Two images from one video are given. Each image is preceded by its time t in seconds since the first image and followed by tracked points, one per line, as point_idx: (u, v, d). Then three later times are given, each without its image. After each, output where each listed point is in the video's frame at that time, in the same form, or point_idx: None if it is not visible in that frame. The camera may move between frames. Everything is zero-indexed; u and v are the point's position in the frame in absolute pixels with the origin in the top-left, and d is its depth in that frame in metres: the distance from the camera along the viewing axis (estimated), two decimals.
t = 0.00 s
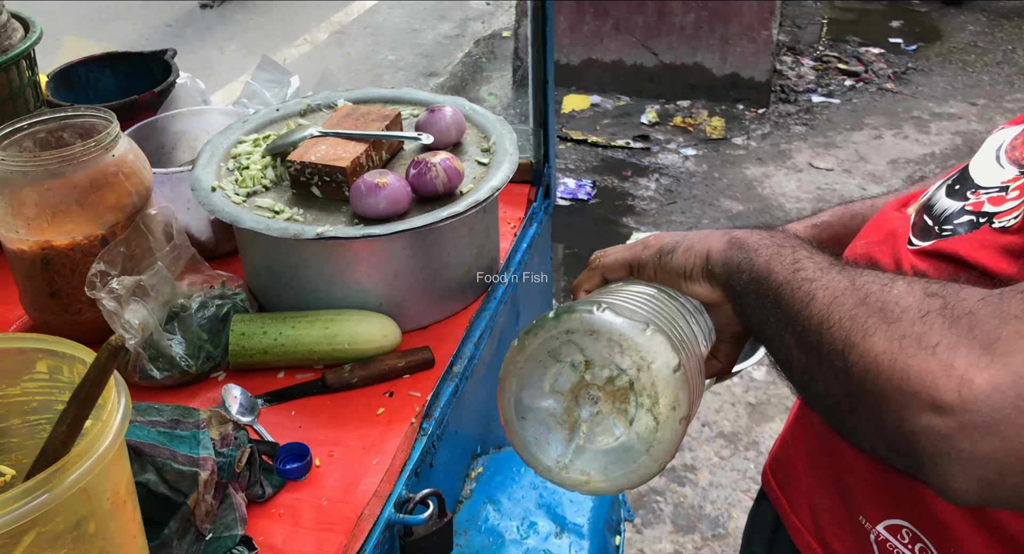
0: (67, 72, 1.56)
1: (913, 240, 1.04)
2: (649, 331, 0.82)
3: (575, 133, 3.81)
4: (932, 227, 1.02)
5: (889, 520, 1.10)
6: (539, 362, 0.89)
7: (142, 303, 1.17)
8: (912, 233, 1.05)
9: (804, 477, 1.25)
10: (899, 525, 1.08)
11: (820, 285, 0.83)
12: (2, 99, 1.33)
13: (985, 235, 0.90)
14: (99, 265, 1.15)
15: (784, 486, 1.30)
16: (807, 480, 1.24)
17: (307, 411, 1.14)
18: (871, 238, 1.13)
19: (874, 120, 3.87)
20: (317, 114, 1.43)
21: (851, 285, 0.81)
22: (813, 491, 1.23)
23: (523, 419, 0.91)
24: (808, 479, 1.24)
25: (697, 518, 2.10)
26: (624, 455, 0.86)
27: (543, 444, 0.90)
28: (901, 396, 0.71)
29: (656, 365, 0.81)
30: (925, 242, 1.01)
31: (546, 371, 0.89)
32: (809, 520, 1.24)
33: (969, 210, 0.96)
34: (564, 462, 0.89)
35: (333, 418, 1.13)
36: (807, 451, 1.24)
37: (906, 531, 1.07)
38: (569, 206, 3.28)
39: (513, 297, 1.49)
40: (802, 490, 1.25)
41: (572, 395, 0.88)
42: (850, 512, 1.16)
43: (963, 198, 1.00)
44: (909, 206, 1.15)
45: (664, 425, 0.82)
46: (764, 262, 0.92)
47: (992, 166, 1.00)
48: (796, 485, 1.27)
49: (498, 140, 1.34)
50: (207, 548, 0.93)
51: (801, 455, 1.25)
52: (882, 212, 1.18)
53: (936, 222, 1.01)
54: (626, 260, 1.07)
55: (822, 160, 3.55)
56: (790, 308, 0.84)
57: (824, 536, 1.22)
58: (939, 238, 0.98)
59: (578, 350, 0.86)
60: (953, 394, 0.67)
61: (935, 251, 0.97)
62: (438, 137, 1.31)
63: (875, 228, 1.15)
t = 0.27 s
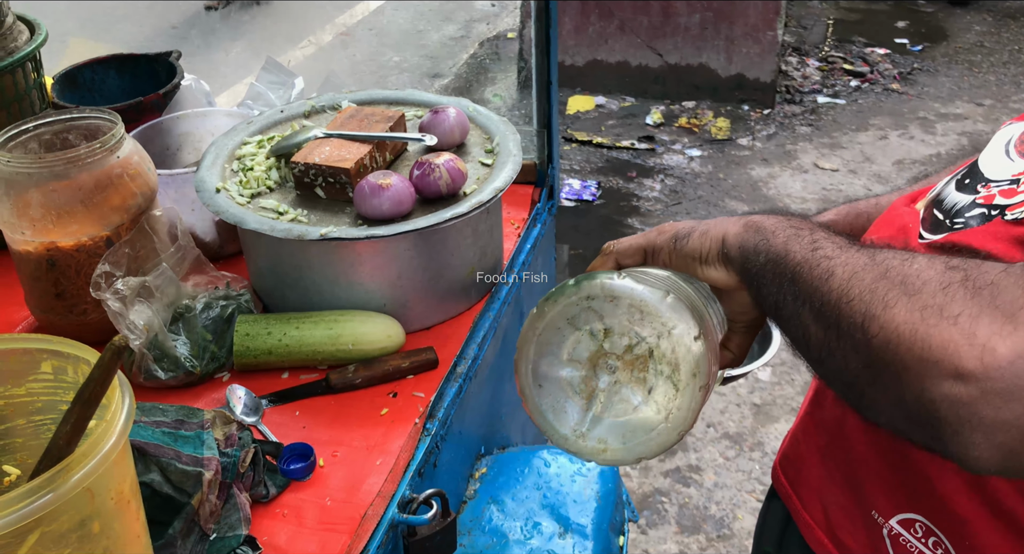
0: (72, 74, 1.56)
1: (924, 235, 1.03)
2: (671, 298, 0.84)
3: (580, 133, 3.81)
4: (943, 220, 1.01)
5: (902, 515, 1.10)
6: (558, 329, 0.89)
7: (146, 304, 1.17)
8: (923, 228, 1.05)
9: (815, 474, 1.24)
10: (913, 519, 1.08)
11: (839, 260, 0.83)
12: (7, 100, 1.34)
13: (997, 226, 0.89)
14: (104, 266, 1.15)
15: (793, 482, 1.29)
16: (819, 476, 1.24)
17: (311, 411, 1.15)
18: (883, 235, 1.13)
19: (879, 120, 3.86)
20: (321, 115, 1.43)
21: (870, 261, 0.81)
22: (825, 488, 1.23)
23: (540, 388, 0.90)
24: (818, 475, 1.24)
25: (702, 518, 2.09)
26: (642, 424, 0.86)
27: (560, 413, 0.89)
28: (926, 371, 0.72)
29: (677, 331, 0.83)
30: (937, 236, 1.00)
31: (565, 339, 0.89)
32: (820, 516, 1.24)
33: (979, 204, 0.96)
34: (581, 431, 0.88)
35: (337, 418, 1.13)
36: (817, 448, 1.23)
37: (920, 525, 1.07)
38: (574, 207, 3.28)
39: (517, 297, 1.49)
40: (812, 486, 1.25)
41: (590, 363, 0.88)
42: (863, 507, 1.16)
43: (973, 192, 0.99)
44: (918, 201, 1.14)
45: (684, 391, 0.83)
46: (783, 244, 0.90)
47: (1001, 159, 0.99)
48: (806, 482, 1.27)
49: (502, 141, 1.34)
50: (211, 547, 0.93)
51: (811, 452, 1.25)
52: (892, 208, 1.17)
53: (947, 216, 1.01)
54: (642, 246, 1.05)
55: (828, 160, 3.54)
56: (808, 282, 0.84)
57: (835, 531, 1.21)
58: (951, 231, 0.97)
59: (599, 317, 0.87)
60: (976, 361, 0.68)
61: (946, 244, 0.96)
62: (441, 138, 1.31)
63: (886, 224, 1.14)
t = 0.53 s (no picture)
0: (80, 79, 1.58)
1: (937, 231, 1.03)
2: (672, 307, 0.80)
3: (586, 136, 3.81)
4: (955, 216, 1.01)
5: (918, 510, 1.09)
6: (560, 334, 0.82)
7: (154, 307, 1.18)
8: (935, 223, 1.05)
9: (828, 470, 1.24)
10: (929, 513, 1.07)
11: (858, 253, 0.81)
12: (17, 105, 1.35)
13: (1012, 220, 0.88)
14: (112, 269, 1.16)
15: (807, 478, 1.29)
16: (833, 473, 1.24)
17: (318, 413, 1.15)
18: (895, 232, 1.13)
19: (886, 122, 3.85)
20: (327, 119, 1.44)
21: (887, 252, 0.80)
22: (839, 485, 1.23)
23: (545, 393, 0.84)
24: (832, 471, 1.24)
25: (708, 521, 2.09)
26: (647, 429, 0.80)
27: (564, 417, 0.84)
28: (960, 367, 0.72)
29: (679, 339, 0.77)
30: (950, 232, 1.00)
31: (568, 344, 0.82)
32: (836, 512, 1.24)
33: (990, 198, 0.95)
34: (585, 435, 0.83)
35: (343, 421, 1.13)
36: (830, 445, 1.23)
37: (936, 519, 1.07)
38: (579, 209, 3.28)
39: (523, 300, 1.50)
40: (827, 483, 1.25)
41: (594, 369, 0.81)
42: (878, 503, 1.16)
43: (984, 187, 0.98)
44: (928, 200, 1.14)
45: (686, 399, 0.78)
46: (796, 243, 0.86)
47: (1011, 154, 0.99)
48: (820, 478, 1.26)
49: (507, 144, 1.35)
50: (219, 549, 0.94)
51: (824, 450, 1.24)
52: (904, 206, 1.17)
53: (959, 212, 1.00)
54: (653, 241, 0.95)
55: (834, 162, 3.54)
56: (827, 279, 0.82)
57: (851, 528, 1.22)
58: (963, 227, 0.96)
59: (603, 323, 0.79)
60: (1003, 352, 0.69)
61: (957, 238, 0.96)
62: (447, 142, 1.32)
63: (898, 222, 1.14)
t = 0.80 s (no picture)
0: (86, 84, 1.58)
1: (946, 238, 0.99)
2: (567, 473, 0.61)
3: (592, 138, 3.80)
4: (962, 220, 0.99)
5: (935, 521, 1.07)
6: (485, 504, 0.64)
7: (161, 312, 1.18)
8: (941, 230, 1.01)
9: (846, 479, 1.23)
10: (946, 524, 1.05)
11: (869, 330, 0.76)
12: (24, 111, 1.36)
13: None
14: (119, 274, 1.16)
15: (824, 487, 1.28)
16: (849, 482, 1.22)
17: (325, 418, 1.15)
18: (905, 239, 1.07)
19: (893, 123, 3.84)
20: (334, 123, 1.44)
21: (912, 347, 0.73)
22: (856, 493, 1.21)
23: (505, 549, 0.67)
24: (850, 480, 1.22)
25: (716, 524, 2.08)
26: None
27: None
28: (1001, 417, 0.68)
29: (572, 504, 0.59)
30: (959, 237, 0.97)
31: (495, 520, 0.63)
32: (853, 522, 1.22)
33: (999, 202, 0.94)
34: None
35: (350, 425, 1.13)
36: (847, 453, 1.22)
37: (953, 530, 1.04)
38: (586, 212, 3.27)
39: (530, 304, 1.49)
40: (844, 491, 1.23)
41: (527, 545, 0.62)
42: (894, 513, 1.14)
43: (991, 189, 0.97)
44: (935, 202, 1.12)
45: None
46: (804, 314, 0.80)
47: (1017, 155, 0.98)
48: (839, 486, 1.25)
49: (513, 147, 1.34)
50: None
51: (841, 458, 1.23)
52: (914, 211, 1.12)
53: (965, 215, 0.99)
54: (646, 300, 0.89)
55: (841, 164, 3.52)
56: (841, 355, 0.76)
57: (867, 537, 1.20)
58: (972, 231, 0.95)
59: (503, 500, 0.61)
60: None
61: (969, 247, 0.93)
62: (453, 145, 1.32)
63: (907, 227, 1.08)
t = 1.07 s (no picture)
0: (94, 88, 1.59)
1: (902, 260, 1.01)
2: None
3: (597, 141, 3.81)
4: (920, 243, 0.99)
5: (897, 546, 1.00)
6: None
7: (168, 316, 1.19)
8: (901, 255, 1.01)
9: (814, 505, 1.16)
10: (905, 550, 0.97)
11: (818, 303, 0.55)
12: (31, 116, 1.36)
13: (972, 250, 0.86)
14: (126, 278, 1.17)
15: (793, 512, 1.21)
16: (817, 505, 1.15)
17: (331, 422, 1.15)
18: (864, 263, 1.11)
19: (898, 125, 3.83)
20: (340, 127, 1.44)
21: (802, 280, 0.55)
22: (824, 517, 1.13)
23: None
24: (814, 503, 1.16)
25: (722, 527, 2.07)
26: None
27: None
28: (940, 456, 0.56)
29: None
30: (912, 260, 0.98)
31: None
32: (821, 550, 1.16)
33: (952, 225, 0.94)
34: None
35: (357, 429, 1.13)
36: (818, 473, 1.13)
37: None
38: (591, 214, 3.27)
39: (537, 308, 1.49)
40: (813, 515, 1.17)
41: None
42: None
43: (947, 212, 0.97)
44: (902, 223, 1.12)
45: None
46: (722, 228, 0.54)
47: (972, 178, 0.98)
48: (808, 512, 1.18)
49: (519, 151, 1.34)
50: None
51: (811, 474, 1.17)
52: (875, 235, 1.15)
53: (924, 238, 0.99)
54: (474, 179, 0.51)
55: (846, 166, 3.52)
56: (843, 350, 0.55)
57: None
58: (925, 254, 0.95)
59: None
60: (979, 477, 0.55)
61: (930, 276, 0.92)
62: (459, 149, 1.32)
63: (868, 252, 1.12)
